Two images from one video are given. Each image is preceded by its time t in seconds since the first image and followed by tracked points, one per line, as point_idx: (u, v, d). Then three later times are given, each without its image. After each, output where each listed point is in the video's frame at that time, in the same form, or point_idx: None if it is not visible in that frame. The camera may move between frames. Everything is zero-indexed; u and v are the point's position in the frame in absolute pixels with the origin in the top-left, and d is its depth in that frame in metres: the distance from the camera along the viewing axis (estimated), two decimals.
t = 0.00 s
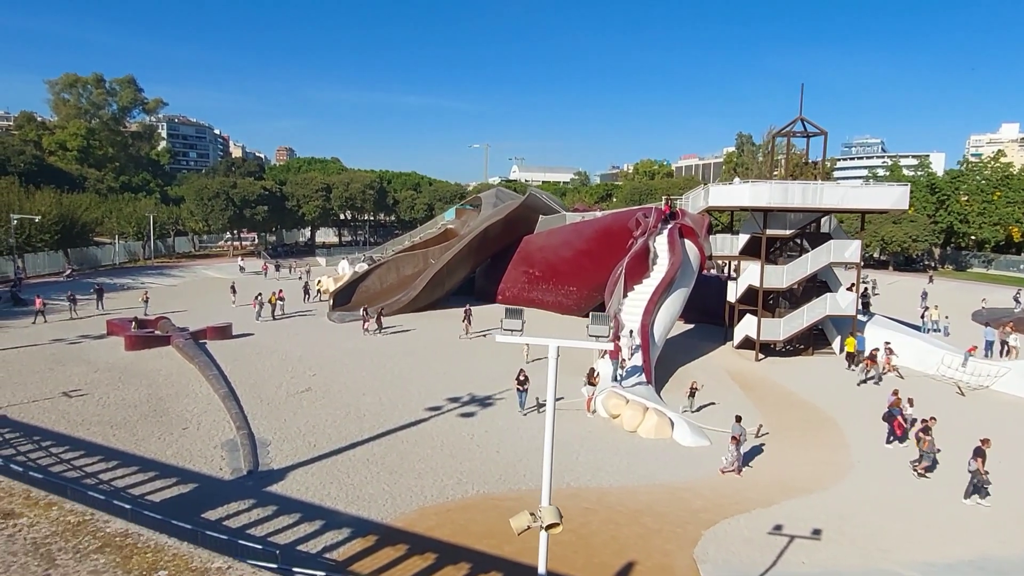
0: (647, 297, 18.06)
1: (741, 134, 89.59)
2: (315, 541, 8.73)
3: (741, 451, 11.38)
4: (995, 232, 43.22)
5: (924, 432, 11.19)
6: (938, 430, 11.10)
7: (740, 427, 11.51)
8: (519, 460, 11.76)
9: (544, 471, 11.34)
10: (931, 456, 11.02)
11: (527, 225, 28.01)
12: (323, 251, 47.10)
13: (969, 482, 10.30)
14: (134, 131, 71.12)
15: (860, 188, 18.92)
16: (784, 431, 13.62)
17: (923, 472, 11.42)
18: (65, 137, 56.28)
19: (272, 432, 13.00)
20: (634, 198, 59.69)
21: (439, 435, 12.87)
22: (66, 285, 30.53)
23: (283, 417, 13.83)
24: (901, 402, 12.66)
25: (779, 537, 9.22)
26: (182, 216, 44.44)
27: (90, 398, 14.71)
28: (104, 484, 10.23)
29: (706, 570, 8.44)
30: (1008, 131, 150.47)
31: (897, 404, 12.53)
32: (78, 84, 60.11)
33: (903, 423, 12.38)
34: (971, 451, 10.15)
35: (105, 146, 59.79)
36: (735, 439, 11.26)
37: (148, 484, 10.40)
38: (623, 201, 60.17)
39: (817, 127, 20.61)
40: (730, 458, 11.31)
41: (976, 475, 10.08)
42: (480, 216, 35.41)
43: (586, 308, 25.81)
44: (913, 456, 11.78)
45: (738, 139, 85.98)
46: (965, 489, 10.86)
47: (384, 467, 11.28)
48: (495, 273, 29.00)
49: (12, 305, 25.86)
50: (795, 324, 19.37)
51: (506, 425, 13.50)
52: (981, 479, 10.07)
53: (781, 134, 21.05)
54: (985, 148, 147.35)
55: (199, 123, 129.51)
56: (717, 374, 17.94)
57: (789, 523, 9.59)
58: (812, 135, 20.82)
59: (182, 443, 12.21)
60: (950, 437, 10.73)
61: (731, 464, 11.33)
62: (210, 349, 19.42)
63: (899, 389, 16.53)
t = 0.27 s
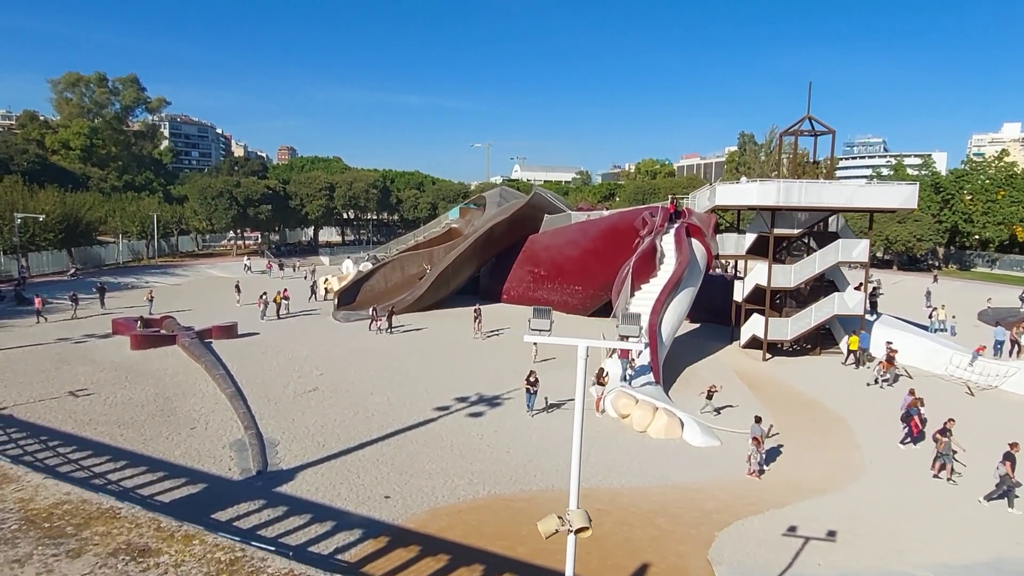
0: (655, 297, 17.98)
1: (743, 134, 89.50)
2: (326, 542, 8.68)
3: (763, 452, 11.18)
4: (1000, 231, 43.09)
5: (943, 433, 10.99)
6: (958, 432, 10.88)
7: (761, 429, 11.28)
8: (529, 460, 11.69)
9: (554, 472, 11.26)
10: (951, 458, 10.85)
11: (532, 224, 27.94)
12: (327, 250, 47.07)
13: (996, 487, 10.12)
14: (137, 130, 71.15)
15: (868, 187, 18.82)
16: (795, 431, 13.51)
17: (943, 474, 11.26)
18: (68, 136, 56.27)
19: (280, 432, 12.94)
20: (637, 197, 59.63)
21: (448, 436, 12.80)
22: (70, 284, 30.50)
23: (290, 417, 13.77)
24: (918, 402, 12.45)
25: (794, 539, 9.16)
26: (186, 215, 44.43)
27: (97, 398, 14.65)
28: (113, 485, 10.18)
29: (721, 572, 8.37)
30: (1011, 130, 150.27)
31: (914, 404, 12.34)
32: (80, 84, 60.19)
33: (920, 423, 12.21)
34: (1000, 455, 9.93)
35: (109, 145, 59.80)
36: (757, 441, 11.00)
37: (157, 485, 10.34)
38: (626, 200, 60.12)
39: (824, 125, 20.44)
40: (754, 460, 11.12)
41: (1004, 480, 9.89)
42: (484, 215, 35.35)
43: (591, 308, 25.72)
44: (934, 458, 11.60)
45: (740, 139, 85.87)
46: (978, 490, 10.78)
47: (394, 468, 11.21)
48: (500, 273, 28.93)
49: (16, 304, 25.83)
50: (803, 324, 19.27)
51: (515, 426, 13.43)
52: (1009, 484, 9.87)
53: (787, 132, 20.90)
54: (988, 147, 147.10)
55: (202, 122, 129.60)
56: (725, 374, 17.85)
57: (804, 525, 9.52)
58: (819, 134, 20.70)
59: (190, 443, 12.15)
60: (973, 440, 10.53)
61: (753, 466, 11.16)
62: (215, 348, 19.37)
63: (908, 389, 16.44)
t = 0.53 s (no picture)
0: (661, 297, 17.90)
1: (744, 132, 89.39)
2: (337, 546, 8.60)
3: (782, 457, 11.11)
4: (1003, 230, 43.00)
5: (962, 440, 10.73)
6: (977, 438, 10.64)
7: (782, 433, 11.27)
8: (539, 462, 11.61)
9: (564, 474, 11.18)
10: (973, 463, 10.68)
11: (536, 223, 27.85)
12: (329, 249, 46.97)
13: None
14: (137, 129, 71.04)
15: (875, 187, 18.75)
16: (804, 433, 13.43)
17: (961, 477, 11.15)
18: (68, 135, 56.12)
19: (287, 433, 12.86)
20: (639, 196, 59.54)
21: (456, 437, 12.73)
22: (72, 283, 30.40)
23: (297, 418, 13.70)
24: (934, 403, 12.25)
25: (808, 543, 9.10)
26: (187, 215, 44.33)
27: (102, 399, 14.56)
28: (120, 487, 10.10)
29: None
30: (1012, 129, 150.17)
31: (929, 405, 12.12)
32: (81, 83, 60.14)
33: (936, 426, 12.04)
34: None
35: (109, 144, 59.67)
36: (779, 445, 11.02)
37: (164, 487, 10.27)
38: (628, 200, 60.04)
39: (830, 125, 20.32)
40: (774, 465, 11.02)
41: None
42: (486, 215, 35.25)
43: (596, 308, 25.64)
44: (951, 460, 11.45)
45: (741, 138, 85.78)
46: (991, 493, 10.72)
47: (403, 470, 11.14)
48: (503, 272, 28.85)
49: (18, 304, 25.72)
50: (810, 324, 19.20)
51: (523, 427, 13.35)
52: None
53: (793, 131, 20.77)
54: (988, 146, 146.99)
55: (202, 121, 129.49)
56: (732, 374, 17.78)
57: (817, 528, 9.47)
58: (826, 133, 20.59)
59: (197, 444, 12.08)
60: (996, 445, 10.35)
61: (773, 470, 11.03)
62: (220, 348, 19.28)
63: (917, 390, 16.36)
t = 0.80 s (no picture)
0: (667, 297, 17.81)
1: (745, 131, 89.26)
2: (346, 550, 8.50)
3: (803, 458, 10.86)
4: (1007, 229, 43.01)
5: (984, 441, 10.54)
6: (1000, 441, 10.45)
7: (800, 434, 10.88)
8: (547, 464, 11.51)
9: (573, 476, 11.08)
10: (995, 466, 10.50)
11: (538, 223, 27.75)
12: (330, 250, 46.87)
13: None
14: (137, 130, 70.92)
15: (882, 186, 18.66)
16: (813, 433, 13.32)
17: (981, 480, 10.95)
18: (68, 137, 56.00)
19: (293, 436, 12.75)
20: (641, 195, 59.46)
21: (463, 439, 12.64)
22: (74, 285, 30.28)
23: (302, 420, 13.60)
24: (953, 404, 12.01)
25: (822, 546, 9.00)
26: (188, 216, 44.23)
27: (105, 402, 14.45)
28: (125, 491, 10.01)
29: None
30: (1012, 127, 150.11)
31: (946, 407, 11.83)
32: (79, 84, 59.86)
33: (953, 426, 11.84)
34: None
35: (109, 145, 59.59)
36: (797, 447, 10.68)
37: (170, 491, 10.17)
38: (630, 199, 59.99)
39: (836, 123, 20.24)
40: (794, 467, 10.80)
41: None
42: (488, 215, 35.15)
43: (599, 308, 25.54)
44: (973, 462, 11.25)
45: (742, 137, 85.70)
46: (1005, 493, 10.60)
47: (410, 472, 11.03)
48: (506, 272, 28.76)
49: (19, 306, 25.61)
50: (816, 323, 19.11)
51: (530, 429, 13.27)
52: None
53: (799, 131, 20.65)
54: (989, 143, 146.89)
55: (201, 122, 129.38)
56: (738, 374, 17.68)
57: (831, 531, 9.37)
58: (832, 131, 20.47)
59: (202, 448, 11.97)
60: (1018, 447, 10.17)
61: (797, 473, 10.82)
62: (223, 350, 19.18)
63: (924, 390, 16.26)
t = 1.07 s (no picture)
0: (673, 297, 17.72)
1: (744, 130, 89.28)
2: (356, 555, 8.41)
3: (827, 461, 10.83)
4: (1009, 228, 42.98)
5: (1006, 444, 10.46)
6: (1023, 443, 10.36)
7: (823, 438, 10.86)
8: (556, 467, 11.41)
9: (583, 478, 10.99)
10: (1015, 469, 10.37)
11: (541, 223, 27.65)
12: (331, 250, 46.76)
13: None
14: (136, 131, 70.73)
15: (889, 185, 18.60)
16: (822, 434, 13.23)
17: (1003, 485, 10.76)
18: (67, 138, 55.85)
19: (299, 438, 12.65)
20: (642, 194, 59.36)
21: (470, 441, 12.55)
22: (74, 287, 30.14)
23: (308, 422, 13.51)
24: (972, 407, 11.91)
25: (837, 549, 8.92)
26: (188, 217, 44.10)
27: (108, 405, 14.35)
28: (132, 496, 9.91)
29: None
30: (1011, 125, 150.14)
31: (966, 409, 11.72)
32: (78, 85, 59.68)
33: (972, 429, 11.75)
34: None
35: (109, 146, 59.44)
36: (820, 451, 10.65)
37: (177, 495, 10.07)
38: (631, 199, 59.92)
39: (841, 123, 20.35)
40: (817, 470, 10.77)
41: None
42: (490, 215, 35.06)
43: (602, 308, 25.44)
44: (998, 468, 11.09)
45: (742, 136, 85.66)
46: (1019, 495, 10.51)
47: (419, 475, 10.94)
48: (508, 273, 28.67)
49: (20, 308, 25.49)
50: (822, 323, 19.03)
51: (538, 431, 13.18)
52: None
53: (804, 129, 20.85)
54: (989, 142, 146.93)
55: (200, 122, 129.15)
56: (745, 375, 17.59)
57: (845, 533, 9.28)
58: (837, 130, 20.39)
59: (208, 451, 11.86)
60: None
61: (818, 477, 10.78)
62: (226, 352, 19.07)
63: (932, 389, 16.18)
